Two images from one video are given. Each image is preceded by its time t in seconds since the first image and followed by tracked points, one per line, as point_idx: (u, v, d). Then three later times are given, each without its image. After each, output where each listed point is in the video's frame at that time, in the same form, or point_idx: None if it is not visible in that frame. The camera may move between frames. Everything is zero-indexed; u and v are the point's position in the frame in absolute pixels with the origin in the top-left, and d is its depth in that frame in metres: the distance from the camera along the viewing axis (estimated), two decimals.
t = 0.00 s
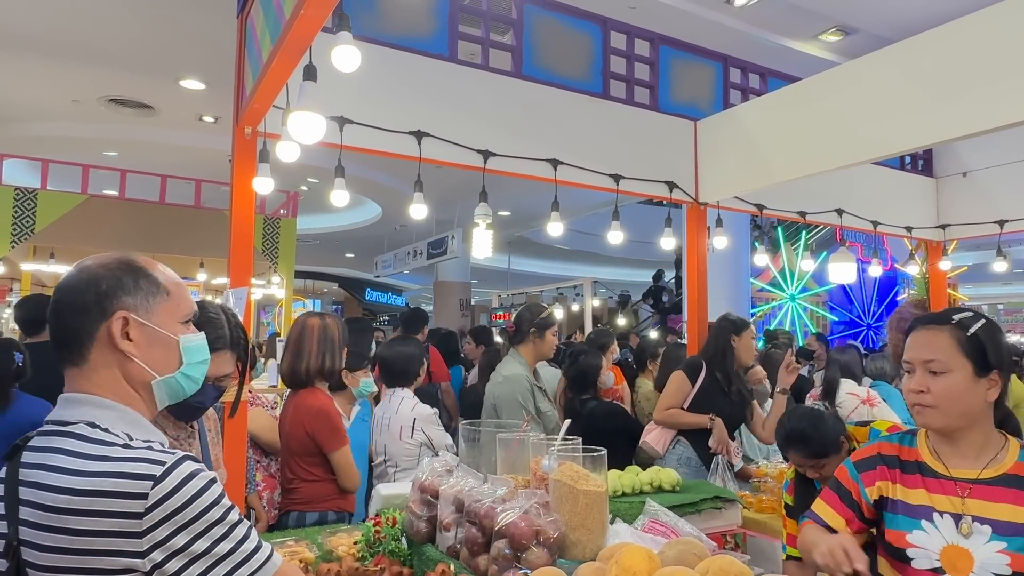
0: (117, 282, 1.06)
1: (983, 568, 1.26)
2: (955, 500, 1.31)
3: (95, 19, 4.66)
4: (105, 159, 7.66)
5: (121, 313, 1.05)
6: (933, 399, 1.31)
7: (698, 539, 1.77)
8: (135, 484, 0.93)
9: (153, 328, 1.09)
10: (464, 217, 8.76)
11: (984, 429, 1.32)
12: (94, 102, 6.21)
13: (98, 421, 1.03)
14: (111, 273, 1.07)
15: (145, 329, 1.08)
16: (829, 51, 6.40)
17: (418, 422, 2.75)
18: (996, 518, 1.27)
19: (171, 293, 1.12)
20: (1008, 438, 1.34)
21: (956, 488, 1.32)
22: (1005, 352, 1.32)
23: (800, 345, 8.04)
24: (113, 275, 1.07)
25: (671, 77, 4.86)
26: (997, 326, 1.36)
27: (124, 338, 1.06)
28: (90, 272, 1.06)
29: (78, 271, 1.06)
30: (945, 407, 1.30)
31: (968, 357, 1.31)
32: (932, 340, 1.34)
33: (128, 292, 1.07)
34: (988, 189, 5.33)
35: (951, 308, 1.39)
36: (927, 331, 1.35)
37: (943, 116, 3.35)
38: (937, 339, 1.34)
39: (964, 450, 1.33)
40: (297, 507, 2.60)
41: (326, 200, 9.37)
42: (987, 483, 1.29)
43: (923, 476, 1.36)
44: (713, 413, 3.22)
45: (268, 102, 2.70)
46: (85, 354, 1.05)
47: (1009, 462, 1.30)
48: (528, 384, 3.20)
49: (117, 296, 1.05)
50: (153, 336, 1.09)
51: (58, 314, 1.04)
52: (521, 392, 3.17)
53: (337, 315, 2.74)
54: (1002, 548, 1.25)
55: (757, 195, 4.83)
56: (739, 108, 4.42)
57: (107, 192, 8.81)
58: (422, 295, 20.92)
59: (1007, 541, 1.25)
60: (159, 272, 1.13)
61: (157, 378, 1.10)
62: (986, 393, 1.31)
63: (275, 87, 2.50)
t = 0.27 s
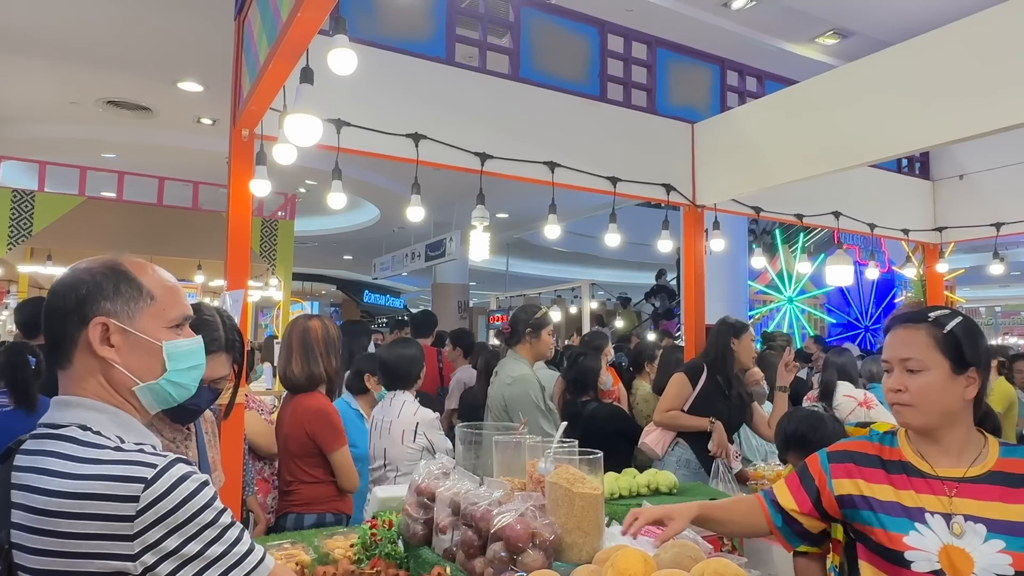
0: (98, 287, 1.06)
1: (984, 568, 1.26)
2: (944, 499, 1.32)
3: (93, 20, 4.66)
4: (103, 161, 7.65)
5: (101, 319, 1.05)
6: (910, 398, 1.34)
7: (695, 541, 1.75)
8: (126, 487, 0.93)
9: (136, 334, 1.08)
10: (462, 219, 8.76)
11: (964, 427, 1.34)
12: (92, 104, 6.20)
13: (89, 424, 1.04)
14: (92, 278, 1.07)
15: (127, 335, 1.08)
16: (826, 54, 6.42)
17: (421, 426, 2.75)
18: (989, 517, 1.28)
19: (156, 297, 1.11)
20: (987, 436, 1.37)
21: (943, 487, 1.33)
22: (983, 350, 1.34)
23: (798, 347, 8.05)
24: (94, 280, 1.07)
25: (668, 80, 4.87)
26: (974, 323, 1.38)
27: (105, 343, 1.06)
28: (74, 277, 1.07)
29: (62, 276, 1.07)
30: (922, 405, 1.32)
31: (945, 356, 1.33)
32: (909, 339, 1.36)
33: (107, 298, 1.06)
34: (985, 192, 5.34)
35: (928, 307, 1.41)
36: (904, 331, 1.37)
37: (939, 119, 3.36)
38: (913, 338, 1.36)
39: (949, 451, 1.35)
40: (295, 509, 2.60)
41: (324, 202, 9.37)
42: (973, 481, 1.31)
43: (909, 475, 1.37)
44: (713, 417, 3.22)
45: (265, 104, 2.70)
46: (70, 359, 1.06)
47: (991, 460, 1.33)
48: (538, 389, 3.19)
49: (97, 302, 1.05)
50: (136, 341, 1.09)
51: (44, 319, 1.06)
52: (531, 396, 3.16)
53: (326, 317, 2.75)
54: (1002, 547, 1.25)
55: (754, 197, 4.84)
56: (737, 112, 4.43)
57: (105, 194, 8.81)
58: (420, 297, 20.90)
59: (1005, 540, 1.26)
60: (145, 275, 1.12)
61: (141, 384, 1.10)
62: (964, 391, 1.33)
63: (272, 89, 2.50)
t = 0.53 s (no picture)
0: (92, 289, 1.06)
1: (945, 565, 1.26)
2: (905, 497, 1.32)
3: (93, 22, 4.66)
4: (102, 162, 7.65)
5: (94, 320, 1.06)
6: (872, 396, 1.34)
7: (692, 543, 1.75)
8: (121, 489, 0.93)
9: (130, 336, 1.09)
10: (461, 221, 8.77)
11: (924, 425, 1.35)
12: (91, 105, 6.20)
13: (84, 425, 1.04)
14: (87, 279, 1.07)
15: (121, 337, 1.08)
16: (824, 56, 6.43)
17: (424, 431, 2.74)
18: (949, 514, 1.28)
19: (150, 299, 1.11)
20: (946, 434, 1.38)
21: (904, 485, 1.33)
22: (943, 349, 1.35)
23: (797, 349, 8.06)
24: (88, 281, 1.07)
25: (667, 82, 4.87)
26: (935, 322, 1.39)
27: (99, 345, 1.06)
28: (70, 278, 1.07)
29: (57, 278, 1.08)
30: (884, 403, 1.33)
31: (906, 354, 1.34)
32: (872, 337, 1.37)
33: (101, 300, 1.07)
34: (983, 194, 5.34)
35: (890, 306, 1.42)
36: (866, 329, 1.38)
37: (936, 122, 3.37)
38: (875, 336, 1.37)
39: (910, 449, 1.35)
40: (293, 510, 2.60)
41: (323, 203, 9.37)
42: (933, 479, 1.32)
43: (870, 474, 1.38)
44: (714, 419, 3.23)
45: (264, 105, 2.70)
46: (64, 360, 1.06)
47: (950, 458, 1.33)
48: (544, 394, 3.15)
49: (91, 303, 1.06)
50: (130, 343, 1.09)
51: (41, 319, 1.07)
52: (539, 400, 3.13)
53: (325, 319, 2.78)
54: (963, 545, 1.25)
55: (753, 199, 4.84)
56: (735, 114, 4.44)
57: (104, 195, 8.80)
58: (419, 299, 20.90)
59: (966, 537, 1.26)
60: (140, 276, 1.13)
61: (134, 387, 1.10)
62: (924, 389, 1.34)
63: (271, 91, 2.51)
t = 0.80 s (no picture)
0: (87, 289, 1.06)
1: (901, 567, 1.30)
2: (862, 500, 1.36)
3: (92, 21, 4.65)
4: (101, 162, 7.64)
5: (88, 320, 1.05)
6: (825, 399, 1.39)
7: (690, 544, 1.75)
8: (115, 490, 0.93)
9: (123, 336, 1.09)
10: (461, 221, 8.76)
11: (875, 427, 1.40)
12: (90, 105, 6.20)
13: (77, 426, 1.03)
14: (82, 279, 1.07)
15: (115, 338, 1.08)
16: (823, 57, 6.43)
17: (425, 434, 2.74)
18: (903, 515, 1.32)
19: (144, 299, 1.11)
20: (896, 432, 1.43)
21: (859, 489, 1.37)
22: (891, 351, 1.41)
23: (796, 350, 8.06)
24: (83, 281, 1.07)
25: (666, 83, 4.87)
26: (883, 325, 1.45)
27: (92, 345, 1.06)
28: (64, 277, 1.07)
29: (52, 278, 1.08)
30: (837, 406, 1.37)
31: (857, 357, 1.39)
32: (824, 340, 1.41)
33: (95, 300, 1.06)
34: (982, 196, 5.35)
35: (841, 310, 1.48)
36: (820, 332, 1.43)
37: (933, 124, 3.38)
38: (828, 339, 1.41)
39: (863, 452, 1.40)
40: (291, 511, 2.59)
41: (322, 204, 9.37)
42: (886, 480, 1.36)
43: (827, 478, 1.41)
44: (714, 420, 3.23)
45: (263, 105, 2.70)
46: (57, 360, 1.07)
47: (900, 459, 1.38)
48: (548, 396, 3.16)
49: (85, 303, 1.06)
50: (124, 344, 1.09)
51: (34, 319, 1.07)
52: (544, 402, 3.13)
53: (323, 319, 2.77)
54: (918, 547, 1.29)
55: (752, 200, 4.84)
56: (734, 115, 4.44)
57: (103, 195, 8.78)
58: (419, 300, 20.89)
59: (921, 538, 1.30)
60: (135, 277, 1.12)
61: (126, 387, 1.10)
62: (874, 391, 1.39)
63: (270, 92, 2.51)
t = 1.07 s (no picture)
0: (80, 288, 1.06)
1: (888, 568, 1.35)
2: (845, 504, 1.41)
3: (90, 21, 4.65)
4: (100, 162, 7.63)
5: (80, 319, 1.05)
6: (811, 402, 1.41)
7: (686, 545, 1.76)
8: (107, 491, 0.92)
9: (116, 336, 1.08)
10: (459, 221, 8.76)
11: (856, 429, 1.44)
12: (89, 105, 6.20)
13: (68, 427, 1.03)
14: (75, 278, 1.07)
15: (108, 337, 1.08)
16: (822, 58, 6.44)
17: (421, 435, 2.74)
18: (885, 516, 1.37)
19: (138, 299, 1.11)
20: (873, 433, 1.48)
21: (841, 492, 1.41)
22: (871, 354, 1.46)
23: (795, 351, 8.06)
24: (76, 280, 1.07)
25: (664, 84, 4.87)
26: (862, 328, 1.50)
27: (84, 344, 1.06)
28: (58, 276, 1.07)
29: (43, 277, 1.07)
30: (825, 409, 1.40)
31: (842, 360, 1.42)
32: (809, 344, 1.44)
33: (88, 299, 1.06)
34: (980, 197, 5.35)
35: (822, 313, 1.51)
36: (804, 336, 1.45)
37: (931, 125, 3.39)
38: (813, 343, 1.44)
39: (844, 455, 1.43)
40: (289, 511, 2.59)
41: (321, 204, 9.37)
42: (867, 482, 1.41)
43: (810, 481, 1.45)
44: (714, 421, 3.24)
45: (261, 106, 2.70)
46: (48, 359, 1.06)
47: (879, 460, 1.43)
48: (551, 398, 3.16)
49: (78, 302, 1.05)
50: (116, 343, 1.08)
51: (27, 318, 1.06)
52: (547, 404, 3.13)
53: (320, 320, 2.76)
54: (903, 547, 1.35)
55: (750, 201, 4.85)
56: (733, 115, 4.45)
57: (101, 195, 8.78)
58: (417, 300, 20.89)
59: (905, 539, 1.35)
60: (128, 276, 1.12)
61: (118, 387, 1.10)
62: (857, 394, 1.43)
63: (268, 92, 2.51)
